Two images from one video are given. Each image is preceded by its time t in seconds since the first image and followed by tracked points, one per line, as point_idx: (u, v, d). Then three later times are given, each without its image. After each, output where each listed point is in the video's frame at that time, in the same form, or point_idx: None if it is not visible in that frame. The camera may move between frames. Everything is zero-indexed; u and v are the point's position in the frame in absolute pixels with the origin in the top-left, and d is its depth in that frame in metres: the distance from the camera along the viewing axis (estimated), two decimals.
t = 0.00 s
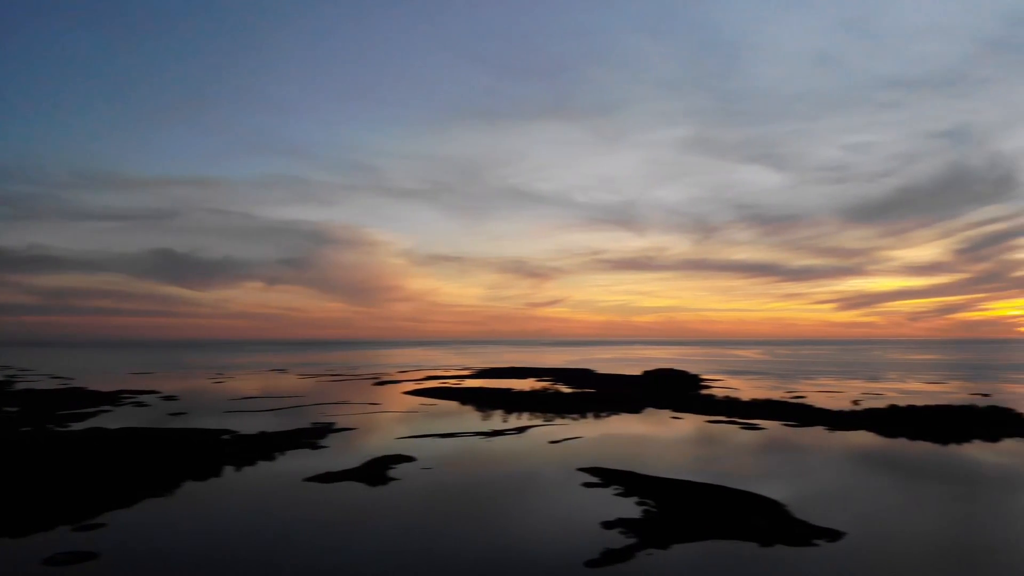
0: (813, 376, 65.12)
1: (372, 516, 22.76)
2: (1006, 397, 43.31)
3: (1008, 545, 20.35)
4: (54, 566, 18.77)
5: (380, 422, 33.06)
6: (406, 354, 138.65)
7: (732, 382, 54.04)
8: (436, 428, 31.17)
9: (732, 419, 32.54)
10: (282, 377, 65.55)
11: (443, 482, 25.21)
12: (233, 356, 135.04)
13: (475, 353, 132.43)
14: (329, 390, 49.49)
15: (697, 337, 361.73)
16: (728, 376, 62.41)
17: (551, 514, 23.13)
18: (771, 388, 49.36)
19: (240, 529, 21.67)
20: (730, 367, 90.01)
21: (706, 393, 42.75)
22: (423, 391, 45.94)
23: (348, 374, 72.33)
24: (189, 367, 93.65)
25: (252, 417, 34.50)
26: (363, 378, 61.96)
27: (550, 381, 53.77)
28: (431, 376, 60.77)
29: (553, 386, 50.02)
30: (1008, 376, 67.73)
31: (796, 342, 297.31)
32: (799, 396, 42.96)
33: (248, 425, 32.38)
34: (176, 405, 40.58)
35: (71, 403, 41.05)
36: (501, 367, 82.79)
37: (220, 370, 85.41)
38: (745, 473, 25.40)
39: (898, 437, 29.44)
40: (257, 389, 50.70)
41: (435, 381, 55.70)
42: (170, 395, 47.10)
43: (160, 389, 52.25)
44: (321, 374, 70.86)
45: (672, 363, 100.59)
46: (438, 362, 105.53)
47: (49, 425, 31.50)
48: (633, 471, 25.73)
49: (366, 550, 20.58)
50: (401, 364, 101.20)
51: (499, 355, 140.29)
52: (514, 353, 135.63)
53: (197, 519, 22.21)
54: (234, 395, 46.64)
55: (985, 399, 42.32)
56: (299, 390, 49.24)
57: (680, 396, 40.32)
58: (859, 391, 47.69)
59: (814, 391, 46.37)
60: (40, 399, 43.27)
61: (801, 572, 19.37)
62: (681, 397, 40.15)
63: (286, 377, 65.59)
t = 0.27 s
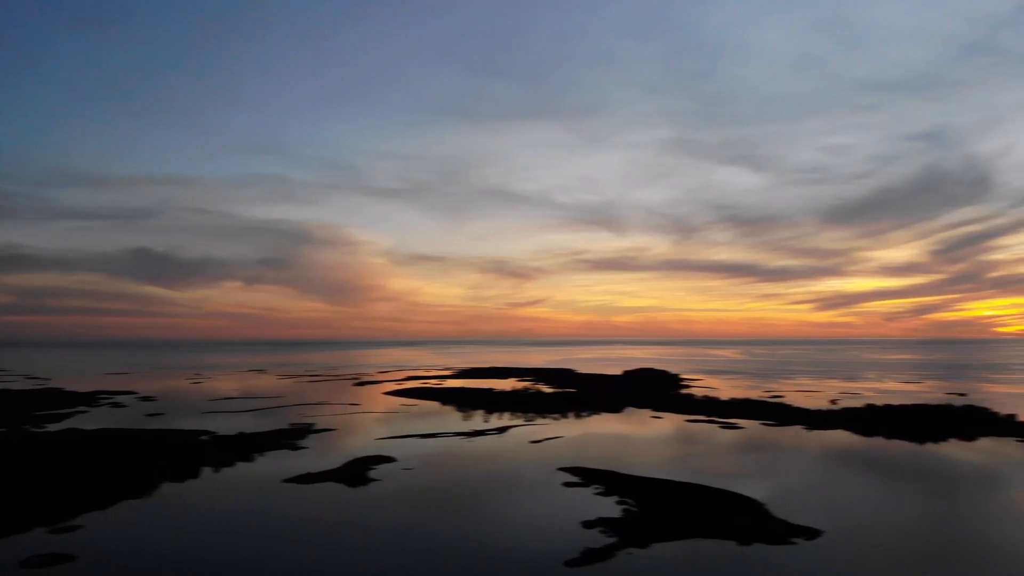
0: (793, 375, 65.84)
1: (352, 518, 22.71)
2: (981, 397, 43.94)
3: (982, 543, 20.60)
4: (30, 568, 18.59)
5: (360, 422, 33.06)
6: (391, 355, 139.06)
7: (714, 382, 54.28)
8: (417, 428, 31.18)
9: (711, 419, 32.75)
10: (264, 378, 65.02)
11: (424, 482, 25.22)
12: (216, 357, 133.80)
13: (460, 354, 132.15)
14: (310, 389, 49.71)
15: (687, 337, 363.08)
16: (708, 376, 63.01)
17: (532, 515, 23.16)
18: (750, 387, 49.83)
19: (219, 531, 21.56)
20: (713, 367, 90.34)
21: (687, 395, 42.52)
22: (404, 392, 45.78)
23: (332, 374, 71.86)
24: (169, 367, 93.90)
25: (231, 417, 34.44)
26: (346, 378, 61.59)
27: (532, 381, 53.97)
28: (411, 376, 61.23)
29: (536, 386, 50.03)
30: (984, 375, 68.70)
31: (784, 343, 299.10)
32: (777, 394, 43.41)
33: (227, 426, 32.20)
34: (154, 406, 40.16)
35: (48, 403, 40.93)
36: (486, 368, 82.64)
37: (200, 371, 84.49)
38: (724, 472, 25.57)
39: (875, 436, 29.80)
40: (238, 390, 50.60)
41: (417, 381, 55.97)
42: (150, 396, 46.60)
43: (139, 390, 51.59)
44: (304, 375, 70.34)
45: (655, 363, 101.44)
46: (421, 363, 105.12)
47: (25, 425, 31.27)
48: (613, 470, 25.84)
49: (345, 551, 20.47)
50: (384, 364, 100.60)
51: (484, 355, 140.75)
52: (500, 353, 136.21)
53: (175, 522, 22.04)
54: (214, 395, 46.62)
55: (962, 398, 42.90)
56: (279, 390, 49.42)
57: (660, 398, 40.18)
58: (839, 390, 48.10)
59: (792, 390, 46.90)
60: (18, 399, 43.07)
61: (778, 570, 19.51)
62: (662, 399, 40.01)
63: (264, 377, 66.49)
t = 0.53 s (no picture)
0: (774, 374, 66.57)
1: (332, 519, 22.64)
2: (956, 396, 44.70)
3: (957, 540, 20.85)
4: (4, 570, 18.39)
5: (341, 423, 33.04)
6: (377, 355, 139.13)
7: (695, 382, 54.61)
8: (398, 428, 31.21)
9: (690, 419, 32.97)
10: (244, 379, 64.22)
11: (404, 483, 25.23)
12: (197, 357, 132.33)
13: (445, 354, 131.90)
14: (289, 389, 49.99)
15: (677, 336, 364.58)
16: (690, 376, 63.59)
17: (513, 514, 23.20)
18: (731, 386, 50.31)
19: (198, 532, 21.41)
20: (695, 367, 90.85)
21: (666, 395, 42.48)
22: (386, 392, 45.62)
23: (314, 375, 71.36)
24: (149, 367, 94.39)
25: (210, 418, 34.37)
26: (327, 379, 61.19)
27: (514, 381, 54.18)
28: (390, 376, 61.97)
29: (519, 386, 50.09)
30: (958, 374, 69.95)
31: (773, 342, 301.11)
32: (757, 394, 43.86)
33: (206, 427, 31.95)
34: (130, 408, 39.64)
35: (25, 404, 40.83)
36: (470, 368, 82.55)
37: (178, 372, 83.48)
38: (704, 471, 25.72)
39: (852, 435, 30.20)
40: (219, 390, 50.48)
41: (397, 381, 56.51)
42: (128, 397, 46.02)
43: (116, 391, 50.80)
44: (285, 376, 69.75)
45: (638, 363, 102.11)
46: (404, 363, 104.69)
47: None
48: (593, 470, 25.96)
49: (325, 552, 20.40)
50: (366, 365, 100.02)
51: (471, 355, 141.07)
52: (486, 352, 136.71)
53: (153, 523, 21.89)
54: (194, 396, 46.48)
55: (936, 397, 43.64)
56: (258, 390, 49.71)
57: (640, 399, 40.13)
58: (817, 389, 48.65)
59: (771, 390, 47.43)
60: None
61: (756, 569, 19.62)
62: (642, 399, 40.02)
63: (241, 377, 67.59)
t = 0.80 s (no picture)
0: (749, 373, 67.43)
1: (305, 520, 22.51)
2: (924, 395, 45.49)
3: (924, 538, 21.16)
4: None
5: (315, 424, 32.93)
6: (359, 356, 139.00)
7: (670, 381, 54.92)
8: (372, 429, 31.17)
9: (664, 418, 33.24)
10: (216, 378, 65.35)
11: (378, 484, 25.19)
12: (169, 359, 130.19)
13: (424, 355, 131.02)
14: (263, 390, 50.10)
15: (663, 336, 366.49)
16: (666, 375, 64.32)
17: (486, 514, 23.21)
18: (705, 386, 50.88)
19: (168, 535, 21.17)
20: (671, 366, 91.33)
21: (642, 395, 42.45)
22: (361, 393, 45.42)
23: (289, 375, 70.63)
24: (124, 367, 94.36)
25: (181, 419, 34.14)
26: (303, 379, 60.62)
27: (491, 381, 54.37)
28: (365, 376, 62.59)
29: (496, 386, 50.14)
30: (927, 373, 71.24)
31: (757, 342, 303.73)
32: (730, 393, 44.39)
33: (177, 429, 31.68)
34: (100, 409, 39.07)
35: None
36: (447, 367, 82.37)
37: (148, 372, 82.27)
38: (677, 470, 25.92)
39: (822, 433, 30.67)
40: (194, 391, 50.15)
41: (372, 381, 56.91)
42: (98, 398, 45.28)
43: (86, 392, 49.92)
44: (262, 376, 69.48)
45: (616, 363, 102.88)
46: (381, 363, 104.01)
47: None
48: (566, 469, 26.10)
49: (297, 553, 20.26)
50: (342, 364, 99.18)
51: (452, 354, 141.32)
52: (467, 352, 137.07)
53: (122, 526, 21.62)
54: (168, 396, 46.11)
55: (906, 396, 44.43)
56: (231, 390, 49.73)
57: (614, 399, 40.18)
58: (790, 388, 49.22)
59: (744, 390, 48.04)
60: None
61: (726, 567, 19.76)
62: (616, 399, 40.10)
63: (214, 377, 68.23)
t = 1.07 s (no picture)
0: (730, 373, 68.05)
1: (284, 522, 22.37)
2: (900, 394, 46.10)
3: (900, 535, 21.41)
4: None
5: (295, 425, 32.80)
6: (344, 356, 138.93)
7: (650, 381, 55.05)
8: (352, 430, 31.10)
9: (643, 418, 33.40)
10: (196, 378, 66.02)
11: (358, 485, 25.13)
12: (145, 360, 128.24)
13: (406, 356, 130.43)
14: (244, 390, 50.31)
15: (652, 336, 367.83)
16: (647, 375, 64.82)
17: (467, 515, 23.20)
18: (686, 386, 51.27)
19: (145, 536, 20.98)
20: (647, 367, 91.67)
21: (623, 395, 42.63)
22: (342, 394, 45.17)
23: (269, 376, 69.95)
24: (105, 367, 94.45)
25: (159, 420, 33.93)
26: (282, 380, 60.04)
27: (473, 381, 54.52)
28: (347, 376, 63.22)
29: (477, 386, 50.09)
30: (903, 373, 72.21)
31: (745, 342, 305.73)
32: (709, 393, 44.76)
33: (154, 430, 31.37)
34: (74, 410, 38.50)
35: None
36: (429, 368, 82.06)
37: (122, 373, 80.87)
38: (656, 469, 26.04)
39: (800, 432, 30.99)
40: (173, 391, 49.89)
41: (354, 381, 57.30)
42: (73, 399, 44.57)
43: (60, 393, 49.05)
44: (244, 376, 69.36)
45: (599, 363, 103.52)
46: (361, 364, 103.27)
47: None
48: (547, 469, 26.15)
49: (276, 554, 20.14)
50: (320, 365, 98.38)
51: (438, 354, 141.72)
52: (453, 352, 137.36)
53: (98, 527, 21.41)
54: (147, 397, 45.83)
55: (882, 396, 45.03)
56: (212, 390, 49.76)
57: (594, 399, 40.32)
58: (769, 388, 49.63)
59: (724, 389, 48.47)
60: None
61: (704, 566, 19.87)
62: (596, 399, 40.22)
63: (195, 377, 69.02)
